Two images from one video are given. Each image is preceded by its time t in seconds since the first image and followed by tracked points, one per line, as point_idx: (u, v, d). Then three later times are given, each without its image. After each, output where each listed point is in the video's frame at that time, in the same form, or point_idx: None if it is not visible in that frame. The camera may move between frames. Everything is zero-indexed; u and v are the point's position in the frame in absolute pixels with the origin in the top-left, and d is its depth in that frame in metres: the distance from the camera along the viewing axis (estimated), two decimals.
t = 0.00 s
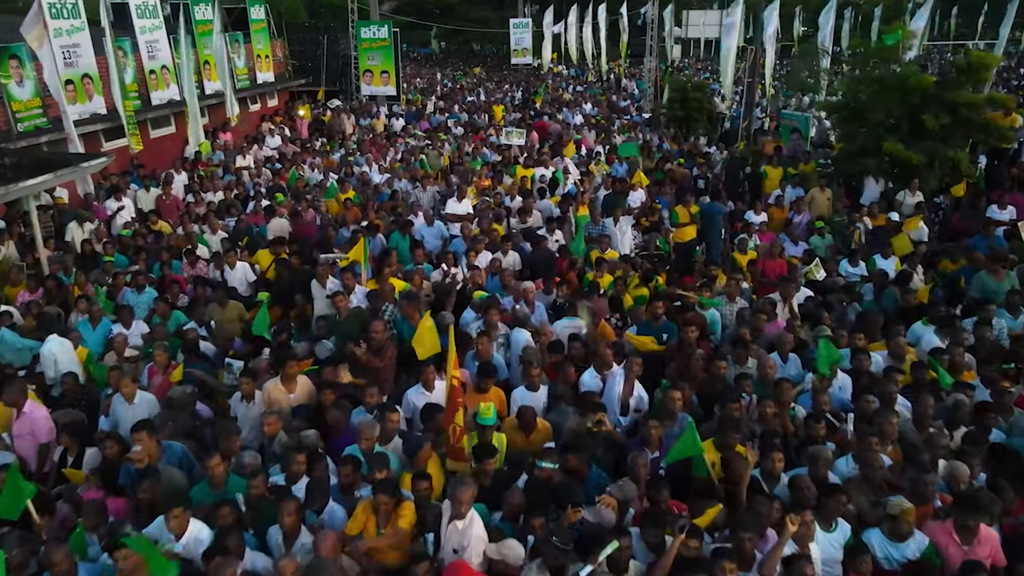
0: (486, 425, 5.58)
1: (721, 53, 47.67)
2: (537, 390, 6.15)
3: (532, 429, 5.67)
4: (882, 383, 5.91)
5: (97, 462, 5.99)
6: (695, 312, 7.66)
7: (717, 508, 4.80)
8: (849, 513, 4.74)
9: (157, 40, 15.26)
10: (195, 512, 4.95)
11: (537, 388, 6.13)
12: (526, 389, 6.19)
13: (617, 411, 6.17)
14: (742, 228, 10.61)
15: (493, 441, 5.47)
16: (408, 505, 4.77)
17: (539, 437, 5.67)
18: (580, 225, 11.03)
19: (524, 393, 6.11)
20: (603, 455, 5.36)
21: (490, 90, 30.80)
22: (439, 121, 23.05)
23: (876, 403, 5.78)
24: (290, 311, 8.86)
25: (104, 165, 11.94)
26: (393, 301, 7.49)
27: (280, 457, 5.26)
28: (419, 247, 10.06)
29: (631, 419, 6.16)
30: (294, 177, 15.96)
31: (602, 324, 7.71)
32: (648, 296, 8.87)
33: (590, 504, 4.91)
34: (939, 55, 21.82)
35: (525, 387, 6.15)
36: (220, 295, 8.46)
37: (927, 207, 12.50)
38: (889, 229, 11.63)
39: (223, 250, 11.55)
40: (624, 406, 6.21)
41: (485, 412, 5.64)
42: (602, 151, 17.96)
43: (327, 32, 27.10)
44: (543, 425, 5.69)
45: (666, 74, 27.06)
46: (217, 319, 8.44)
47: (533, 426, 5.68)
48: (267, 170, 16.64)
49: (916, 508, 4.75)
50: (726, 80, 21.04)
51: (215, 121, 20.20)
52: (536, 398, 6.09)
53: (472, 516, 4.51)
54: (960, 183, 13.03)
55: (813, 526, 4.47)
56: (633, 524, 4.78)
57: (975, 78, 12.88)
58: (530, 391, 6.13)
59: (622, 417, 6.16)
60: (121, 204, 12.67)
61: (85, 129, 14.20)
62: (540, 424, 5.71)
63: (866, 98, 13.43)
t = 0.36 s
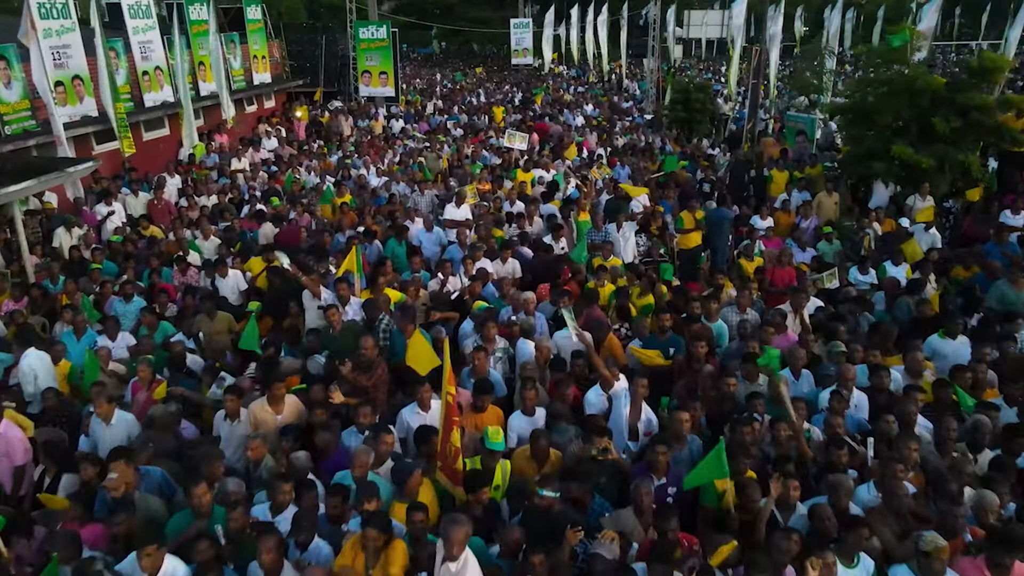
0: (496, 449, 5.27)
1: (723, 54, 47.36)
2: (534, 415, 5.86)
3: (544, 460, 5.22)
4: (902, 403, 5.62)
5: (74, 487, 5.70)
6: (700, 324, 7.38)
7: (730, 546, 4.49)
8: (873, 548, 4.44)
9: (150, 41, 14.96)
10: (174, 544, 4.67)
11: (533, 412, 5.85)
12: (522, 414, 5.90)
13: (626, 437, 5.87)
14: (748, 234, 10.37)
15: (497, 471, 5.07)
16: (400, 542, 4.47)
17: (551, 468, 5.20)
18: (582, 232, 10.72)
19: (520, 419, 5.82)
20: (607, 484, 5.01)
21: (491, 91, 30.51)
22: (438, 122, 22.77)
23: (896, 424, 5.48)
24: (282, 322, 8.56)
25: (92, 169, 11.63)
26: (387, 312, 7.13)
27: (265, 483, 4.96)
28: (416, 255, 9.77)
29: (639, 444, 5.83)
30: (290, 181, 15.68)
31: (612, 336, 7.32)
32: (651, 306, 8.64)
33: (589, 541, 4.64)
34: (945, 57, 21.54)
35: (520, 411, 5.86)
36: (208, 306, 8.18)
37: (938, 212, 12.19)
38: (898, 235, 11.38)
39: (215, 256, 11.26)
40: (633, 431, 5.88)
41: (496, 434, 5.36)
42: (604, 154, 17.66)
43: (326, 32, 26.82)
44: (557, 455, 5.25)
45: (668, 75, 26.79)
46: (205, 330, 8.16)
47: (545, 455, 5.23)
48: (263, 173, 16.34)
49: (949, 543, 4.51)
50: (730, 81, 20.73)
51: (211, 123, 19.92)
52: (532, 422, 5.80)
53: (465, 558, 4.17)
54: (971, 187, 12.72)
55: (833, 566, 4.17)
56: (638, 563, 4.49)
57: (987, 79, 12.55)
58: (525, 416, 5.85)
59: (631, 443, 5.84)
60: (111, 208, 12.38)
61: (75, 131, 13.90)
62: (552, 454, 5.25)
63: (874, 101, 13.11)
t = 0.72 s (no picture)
0: (491, 479, 4.96)
1: (725, 54, 47.08)
2: (526, 442, 5.46)
3: (544, 493, 4.90)
4: (924, 426, 5.32)
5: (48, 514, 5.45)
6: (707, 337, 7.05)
7: None
8: None
9: (143, 42, 14.66)
10: None
11: (525, 440, 5.45)
12: (513, 440, 5.49)
13: (630, 460, 5.58)
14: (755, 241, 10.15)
15: (493, 502, 4.86)
16: None
17: (552, 503, 4.89)
18: (583, 239, 10.40)
19: (511, 448, 5.42)
20: (613, 516, 4.78)
21: (491, 92, 30.21)
22: (438, 124, 22.50)
23: (917, 450, 5.20)
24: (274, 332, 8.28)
25: (80, 173, 11.33)
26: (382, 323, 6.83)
27: (247, 515, 4.68)
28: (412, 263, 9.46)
29: (644, 470, 5.56)
30: (286, 184, 15.41)
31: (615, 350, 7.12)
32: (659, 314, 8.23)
33: None
34: (953, 57, 21.21)
35: (512, 440, 5.46)
36: (195, 318, 7.90)
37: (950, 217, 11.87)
38: (908, 241, 11.13)
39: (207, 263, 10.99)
40: (637, 453, 5.61)
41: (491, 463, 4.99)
42: (606, 157, 17.36)
43: (324, 32, 26.51)
44: (557, 488, 4.93)
45: (670, 76, 26.48)
46: (193, 343, 7.90)
47: (545, 489, 4.91)
48: (259, 177, 16.05)
49: None
50: (733, 82, 20.42)
51: (206, 125, 19.63)
52: (524, 452, 5.41)
53: None
54: (983, 192, 12.42)
55: None
56: None
57: (999, 79, 12.20)
58: (518, 444, 5.46)
59: (635, 467, 5.57)
60: (101, 213, 12.07)
61: (65, 135, 13.60)
62: (552, 487, 4.94)
63: (883, 103, 12.79)
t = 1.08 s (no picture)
0: (480, 518, 4.69)
1: (726, 55, 46.76)
2: (523, 476, 5.13)
3: (538, 534, 4.65)
4: (952, 455, 4.99)
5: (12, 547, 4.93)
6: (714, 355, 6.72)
7: None
8: None
9: (134, 43, 14.31)
10: None
11: (522, 474, 5.12)
12: (508, 472, 5.17)
13: (632, 492, 5.25)
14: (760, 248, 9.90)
15: (485, 540, 4.62)
16: None
17: (546, 544, 4.66)
18: (585, 247, 10.06)
19: (506, 481, 5.11)
20: (621, 559, 4.49)
21: (491, 93, 29.84)
22: (436, 126, 22.17)
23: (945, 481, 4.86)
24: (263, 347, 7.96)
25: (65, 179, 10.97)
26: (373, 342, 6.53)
27: (224, 555, 4.34)
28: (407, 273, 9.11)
29: (648, 502, 5.23)
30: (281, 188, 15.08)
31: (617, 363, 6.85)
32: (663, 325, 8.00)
33: None
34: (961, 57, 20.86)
35: (508, 472, 5.15)
36: (179, 333, 7.57)
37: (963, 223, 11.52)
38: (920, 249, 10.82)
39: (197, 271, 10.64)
40: (639, 485, 5.28)
41: (478, 500, 4.73)
42: (608, 161, 17.00)
43: (321, 33, 26.14)
44: (552, 529, 4.69)
45: (672, 77, 26.14)
46: (176, 359, 7.58)
47: (540, 529, 4.65)
48: (252, 181, 15.69)
49: None
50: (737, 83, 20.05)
51: (200, 127, 19.27)
52: (520, 485, 5.09)
53: None
54: (997, 199, 11.97)
55: None
56: None
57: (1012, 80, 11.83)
58: (513, 477, 5.13)
59: (638, 499, 5.23)
60: (88, 219, 11.70)
61: (52, 138, 13.24)
62: (546, 527, 4.68)
63: (893, 106, 12.46)
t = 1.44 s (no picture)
0: (472, 562, 4.34)
1: (728, 56, 46.40)
2: (527, 518, 4.74)
3: None
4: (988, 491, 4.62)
5: None
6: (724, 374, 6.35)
7: None
8: None
9: (124, 44, 13.95)
10: None
11: (526, 516, 4.73)
12: (511, 513, 4.80)
13: (637, 545, 4.96)
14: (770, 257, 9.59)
15: None
16: None
17: None
18: (588, 256, 9.74)
19: (508, 524, 4.73)
20: None
21: (490, 94, 29.46)
22: (435, 128, 21.80)
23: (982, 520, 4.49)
24: (251, 364, 7.62)
25: (48, 185, 10.59)
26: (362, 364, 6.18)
27: None
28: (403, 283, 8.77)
29: (654, 555, 4.90)
30: (275, 193, 14.73)
31: (623, 380, 6.45)
32: (669, 342, 7.65)
33: None
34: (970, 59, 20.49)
35: (511, 513, 4.76)
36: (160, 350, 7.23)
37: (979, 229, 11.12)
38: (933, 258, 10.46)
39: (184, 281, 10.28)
40: (645, 539, 4.94)
41: (472, 543, 4.34)
42: (610, 164, 16.62)
43: (318, 33, 25.75)
44: None
45: (675, 78, 25.76)
46: (158, 378, 7.24)
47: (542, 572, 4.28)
48: (246, 185, 15.34)
49: None
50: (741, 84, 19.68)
51: (193, 129, 18.90)
52: (523, 528, 4.71)
53: None
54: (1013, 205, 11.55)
55: None
56: None
57: None
58: (517, 519, 4.74)
59: (642, 551, 4.95)
60: (73, 226, 11.32)
61: (38, 142, 12.85)
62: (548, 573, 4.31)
63: (906, 108, 12.06)
